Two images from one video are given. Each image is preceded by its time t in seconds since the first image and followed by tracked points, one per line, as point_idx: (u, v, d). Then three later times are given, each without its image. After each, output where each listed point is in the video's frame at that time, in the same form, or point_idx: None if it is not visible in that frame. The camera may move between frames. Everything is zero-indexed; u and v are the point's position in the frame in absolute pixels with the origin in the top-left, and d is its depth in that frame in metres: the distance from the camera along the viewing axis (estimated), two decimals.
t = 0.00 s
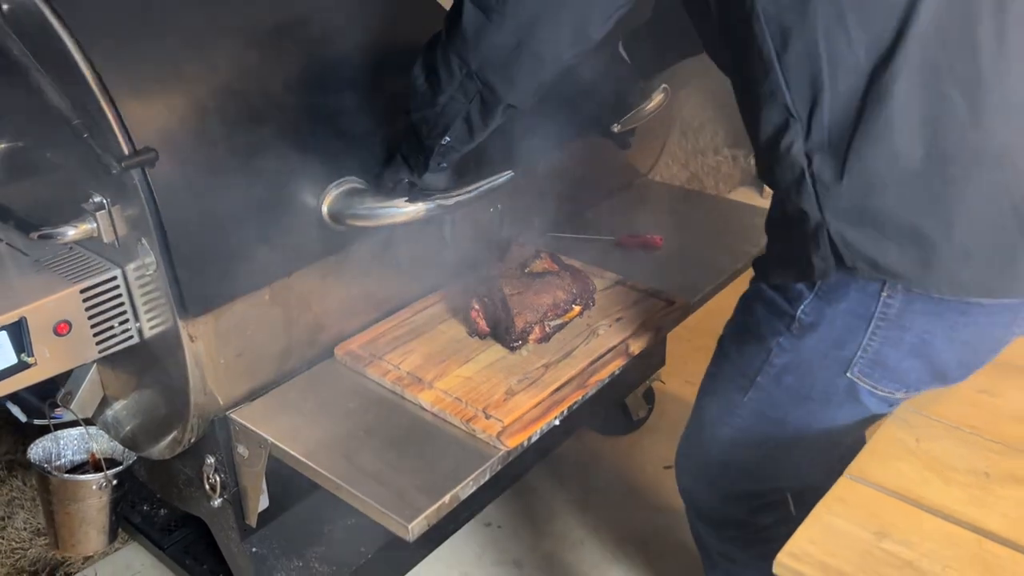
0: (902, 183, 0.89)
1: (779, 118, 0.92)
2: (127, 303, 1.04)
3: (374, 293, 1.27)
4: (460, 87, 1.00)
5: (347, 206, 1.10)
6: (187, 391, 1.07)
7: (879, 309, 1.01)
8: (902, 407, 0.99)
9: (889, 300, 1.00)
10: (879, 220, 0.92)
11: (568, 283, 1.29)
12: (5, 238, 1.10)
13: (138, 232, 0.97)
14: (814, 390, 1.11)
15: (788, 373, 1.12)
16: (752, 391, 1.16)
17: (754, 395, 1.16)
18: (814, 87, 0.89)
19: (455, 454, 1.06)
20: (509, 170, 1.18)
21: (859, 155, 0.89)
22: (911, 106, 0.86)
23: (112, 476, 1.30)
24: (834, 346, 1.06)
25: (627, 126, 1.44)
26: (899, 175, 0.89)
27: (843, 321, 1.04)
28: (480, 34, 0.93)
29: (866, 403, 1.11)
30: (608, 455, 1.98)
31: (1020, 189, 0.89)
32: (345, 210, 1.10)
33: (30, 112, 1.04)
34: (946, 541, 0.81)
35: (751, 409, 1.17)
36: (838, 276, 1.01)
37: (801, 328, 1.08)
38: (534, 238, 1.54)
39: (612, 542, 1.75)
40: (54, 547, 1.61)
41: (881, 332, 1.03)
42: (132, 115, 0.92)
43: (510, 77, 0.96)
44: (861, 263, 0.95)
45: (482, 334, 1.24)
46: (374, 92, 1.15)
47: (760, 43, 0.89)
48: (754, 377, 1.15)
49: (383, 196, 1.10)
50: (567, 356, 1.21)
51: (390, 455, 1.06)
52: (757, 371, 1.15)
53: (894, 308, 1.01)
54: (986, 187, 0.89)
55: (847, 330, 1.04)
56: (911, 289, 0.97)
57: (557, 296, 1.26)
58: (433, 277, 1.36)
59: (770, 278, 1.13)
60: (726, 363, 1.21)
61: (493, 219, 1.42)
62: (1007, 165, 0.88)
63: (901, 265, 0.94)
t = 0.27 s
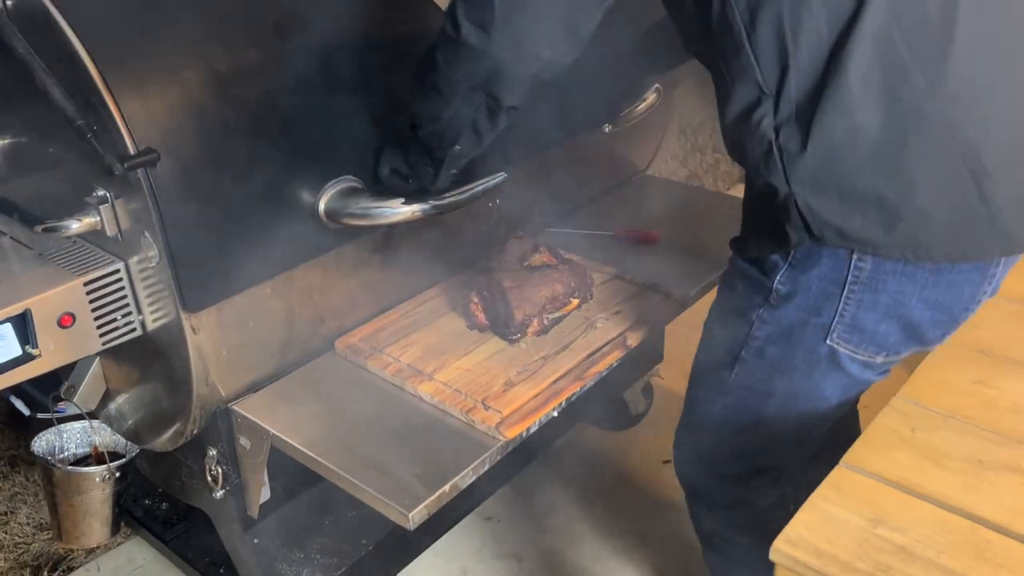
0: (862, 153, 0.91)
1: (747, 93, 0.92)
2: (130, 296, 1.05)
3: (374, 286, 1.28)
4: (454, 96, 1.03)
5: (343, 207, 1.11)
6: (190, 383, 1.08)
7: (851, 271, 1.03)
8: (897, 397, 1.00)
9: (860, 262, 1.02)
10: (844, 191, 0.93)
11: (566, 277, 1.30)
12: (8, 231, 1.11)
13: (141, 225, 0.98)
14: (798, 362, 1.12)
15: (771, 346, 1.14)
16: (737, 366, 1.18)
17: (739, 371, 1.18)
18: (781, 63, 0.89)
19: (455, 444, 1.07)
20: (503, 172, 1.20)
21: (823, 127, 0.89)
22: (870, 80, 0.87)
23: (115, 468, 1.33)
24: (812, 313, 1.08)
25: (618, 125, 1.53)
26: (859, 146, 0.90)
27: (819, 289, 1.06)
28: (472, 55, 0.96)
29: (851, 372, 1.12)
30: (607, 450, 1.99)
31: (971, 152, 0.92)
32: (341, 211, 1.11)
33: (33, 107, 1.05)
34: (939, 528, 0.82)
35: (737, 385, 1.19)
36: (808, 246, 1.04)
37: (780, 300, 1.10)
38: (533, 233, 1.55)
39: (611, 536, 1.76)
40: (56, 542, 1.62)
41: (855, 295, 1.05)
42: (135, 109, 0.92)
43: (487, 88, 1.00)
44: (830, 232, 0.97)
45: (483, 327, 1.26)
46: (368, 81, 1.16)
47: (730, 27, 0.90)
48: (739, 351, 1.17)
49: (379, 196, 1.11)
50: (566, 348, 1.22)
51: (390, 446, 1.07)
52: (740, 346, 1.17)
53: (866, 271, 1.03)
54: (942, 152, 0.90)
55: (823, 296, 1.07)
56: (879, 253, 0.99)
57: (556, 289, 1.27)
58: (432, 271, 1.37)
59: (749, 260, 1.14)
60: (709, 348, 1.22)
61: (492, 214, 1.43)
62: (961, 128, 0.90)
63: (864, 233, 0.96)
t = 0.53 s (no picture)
0: (869, 142, 0.98)
1: (759, 87, 0.96)
2: (128, 293, 1.05)
3: (373, 284, 1.28)
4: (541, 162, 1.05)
5: (339, 206, 1.10)
6: (188, 380, 1.08)
7: (864, 246, 1.10)
8: (895, 393, 1.00)
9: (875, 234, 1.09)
10: (851, 174, 1.00)
11: (565, 273, 1.30)
12: (6, 228, 1.10)
13: (138, 222, 0.98)
14: (817, 336, 1.17)
15: (788, 325, 1.18)
16: (760, 350, 1.21)
17: (761, 353, 1.21)
18: (793, 56, 0.93)
19: (454, 441, 1.07)
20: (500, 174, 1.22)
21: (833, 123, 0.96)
22: (873, 78, 0.94)
23: (113, 465, 1.33)
24: (830, 289, 1.13)
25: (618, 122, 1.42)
26: (862, 136, 0.98)
27: (836, 263, 1.11)
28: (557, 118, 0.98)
29: (867, 341, 1.19)
30: (607, 447, 1.99)
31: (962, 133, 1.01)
32: (338, 208, 1.10)
33: (31, 104, 1.05)
34: (938, 524, 0.82)
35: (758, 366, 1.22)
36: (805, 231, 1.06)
37: (797, 279, 1.14)
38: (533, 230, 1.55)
39: (611, 534, 1.76)
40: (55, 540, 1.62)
41: (870, 266, 1.11)
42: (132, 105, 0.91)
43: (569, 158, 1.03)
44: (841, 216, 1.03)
45: (481, 325, 1.26)
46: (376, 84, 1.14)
47: (749, 21, 0.91)
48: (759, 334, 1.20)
49: (377, 193, 1.11)
50: (563, 343, 1.23)
51: (388, 443, 1.07)
52: (758, 330, 1.21)
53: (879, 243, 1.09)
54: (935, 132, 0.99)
55: (840, 272, 1.12)
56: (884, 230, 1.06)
57: (555, 286, 1.27)
58: (432, 270, 1.38)
59: (757, 248, 1.16)
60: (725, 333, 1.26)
61: (491, 211, 1.43)
62: (953, 108, 0.98)
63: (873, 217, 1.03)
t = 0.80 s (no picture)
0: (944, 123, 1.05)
1: (872, 82, 0.99)
2: (127, 294, 1.04)
3: (371, 285, 1.28)
4: (628, 244, 1.09)
5: (341, 207, 1.10)
6: (187, 381, 1.09)
7: (961, 218, 1.19)
8: (895, 393, 1.00)
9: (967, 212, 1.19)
10: (934, 157, 1.07)
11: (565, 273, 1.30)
12: (4, 231, 1.10)
13: (136, 224, 0.98)
14: (903, 308, 1.27)
15: (875, 301, 1.25)
16: (834, 328, 1.28)
17: (837, 330, 1.29)
18: (907, 48, 0.97)
19: (454, 442, 1.07)
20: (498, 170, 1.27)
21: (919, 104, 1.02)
22: (930, 77, 1.00)
23: (111, 467, 1.33)
24: (919, 263, 1.22)
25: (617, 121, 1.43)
26: (936, 127, 1.04)
27: (929, 240, 1.20)
28: (661, 182, 1.02)
29: (925, 310, 1.29)
30: (607, 447, 1.99)
31: None
32: (340, 210, 1.10)
33: (29, 106, 1.05)
34: (938, 524, 0.81)
35: (834, 343, 1.31)
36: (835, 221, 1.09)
37: (887, 259, 1.20)
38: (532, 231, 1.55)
39: (611, 534, 1.76)
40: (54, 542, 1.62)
41: (961, 239, 1.22)
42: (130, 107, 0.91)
43: (661, 227, 1.05)
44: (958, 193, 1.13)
45: (481, 326, 1.26)
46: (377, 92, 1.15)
47: (824, 75, 1.00)
48: (836, 315, 1.27)
49: (376, 194, 1.12)
50: (563, 343, 1.23)
51: (388, 443, 1.07)
52: (836, 311, 1.28)
53: (973, 216, 1.20)
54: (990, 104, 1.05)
55: (930, 244, 1.21)
56: (942, 202, 1.15)
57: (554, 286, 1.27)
58: (431, 270, 1.38)
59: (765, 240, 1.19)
60: (782, 316, 1.34)
61: (490, 211, 1.43)
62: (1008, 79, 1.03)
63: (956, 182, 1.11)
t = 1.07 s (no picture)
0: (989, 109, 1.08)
1: (904, 95, 1.03)
2: (126, 294, 1.04)
3: (371, 284, 1.28)
4: (593, 288, 1.05)
5: (340, 206, 1.10)
6: (186, 381, 1.09)
7: (1010, 199, 1.19)
8: (895, 392, 1.00)
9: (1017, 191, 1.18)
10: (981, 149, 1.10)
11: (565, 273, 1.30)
12: (4, 231, 1.10)
13: (135, 223, 0.98)
14: (961, 290, 1.24)
15: (933, 286, 1.21)
16: (897, 315, 1.24)
17: (898, 317, 1.24)
18: (931, 62, 1.02)
19: (454, 441, 1.07)
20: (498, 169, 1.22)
21: (952, 106, 1.06)
22: (960, 78, 1.05)
23: (111, 467, 1.33)
24: (975, 246, 1.20)
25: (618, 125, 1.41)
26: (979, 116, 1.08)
27: (981, 220, 1.18)
28: (616, 227, 1.00)
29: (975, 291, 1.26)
30: (607, 446, 1.99)
31: None
32: (338, 209, 1.10)
33: (28, 106, 1.05)
34: (938, 523, 0.81)
35: (890, 333, 1.26)
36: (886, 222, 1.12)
37: (943, 245, 1.17)
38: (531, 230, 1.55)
39: (612, 533, 1.76)
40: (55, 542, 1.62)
41: (1009, 219, 1.20)
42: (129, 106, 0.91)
43: (619, 270, 1.03)
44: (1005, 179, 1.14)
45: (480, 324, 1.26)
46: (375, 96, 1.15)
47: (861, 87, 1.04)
48: (897, 301, 1.23)
49: (376, 193, 1.11)
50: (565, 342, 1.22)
51: (387, 443, 1.07)
52: (897, 298, 1.23)
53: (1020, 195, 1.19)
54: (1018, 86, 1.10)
55: (982, 226, 1.19)
56: (993, 184, 1.14)
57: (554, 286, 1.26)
58: (431, 269, 1.38)
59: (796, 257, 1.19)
60: (839, 316, 1.29)
61: (490, 210, 1.43)
62: None
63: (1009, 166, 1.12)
